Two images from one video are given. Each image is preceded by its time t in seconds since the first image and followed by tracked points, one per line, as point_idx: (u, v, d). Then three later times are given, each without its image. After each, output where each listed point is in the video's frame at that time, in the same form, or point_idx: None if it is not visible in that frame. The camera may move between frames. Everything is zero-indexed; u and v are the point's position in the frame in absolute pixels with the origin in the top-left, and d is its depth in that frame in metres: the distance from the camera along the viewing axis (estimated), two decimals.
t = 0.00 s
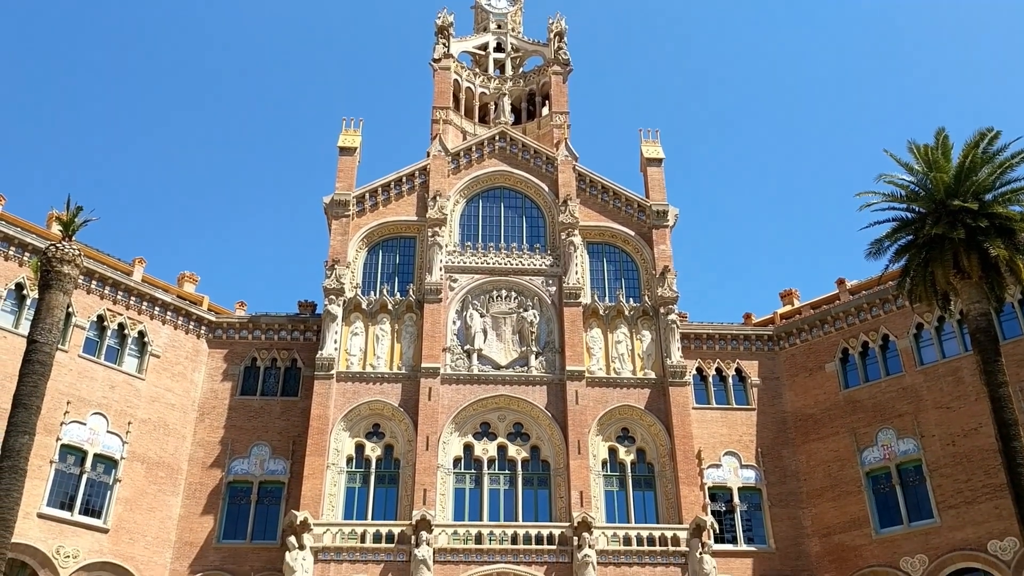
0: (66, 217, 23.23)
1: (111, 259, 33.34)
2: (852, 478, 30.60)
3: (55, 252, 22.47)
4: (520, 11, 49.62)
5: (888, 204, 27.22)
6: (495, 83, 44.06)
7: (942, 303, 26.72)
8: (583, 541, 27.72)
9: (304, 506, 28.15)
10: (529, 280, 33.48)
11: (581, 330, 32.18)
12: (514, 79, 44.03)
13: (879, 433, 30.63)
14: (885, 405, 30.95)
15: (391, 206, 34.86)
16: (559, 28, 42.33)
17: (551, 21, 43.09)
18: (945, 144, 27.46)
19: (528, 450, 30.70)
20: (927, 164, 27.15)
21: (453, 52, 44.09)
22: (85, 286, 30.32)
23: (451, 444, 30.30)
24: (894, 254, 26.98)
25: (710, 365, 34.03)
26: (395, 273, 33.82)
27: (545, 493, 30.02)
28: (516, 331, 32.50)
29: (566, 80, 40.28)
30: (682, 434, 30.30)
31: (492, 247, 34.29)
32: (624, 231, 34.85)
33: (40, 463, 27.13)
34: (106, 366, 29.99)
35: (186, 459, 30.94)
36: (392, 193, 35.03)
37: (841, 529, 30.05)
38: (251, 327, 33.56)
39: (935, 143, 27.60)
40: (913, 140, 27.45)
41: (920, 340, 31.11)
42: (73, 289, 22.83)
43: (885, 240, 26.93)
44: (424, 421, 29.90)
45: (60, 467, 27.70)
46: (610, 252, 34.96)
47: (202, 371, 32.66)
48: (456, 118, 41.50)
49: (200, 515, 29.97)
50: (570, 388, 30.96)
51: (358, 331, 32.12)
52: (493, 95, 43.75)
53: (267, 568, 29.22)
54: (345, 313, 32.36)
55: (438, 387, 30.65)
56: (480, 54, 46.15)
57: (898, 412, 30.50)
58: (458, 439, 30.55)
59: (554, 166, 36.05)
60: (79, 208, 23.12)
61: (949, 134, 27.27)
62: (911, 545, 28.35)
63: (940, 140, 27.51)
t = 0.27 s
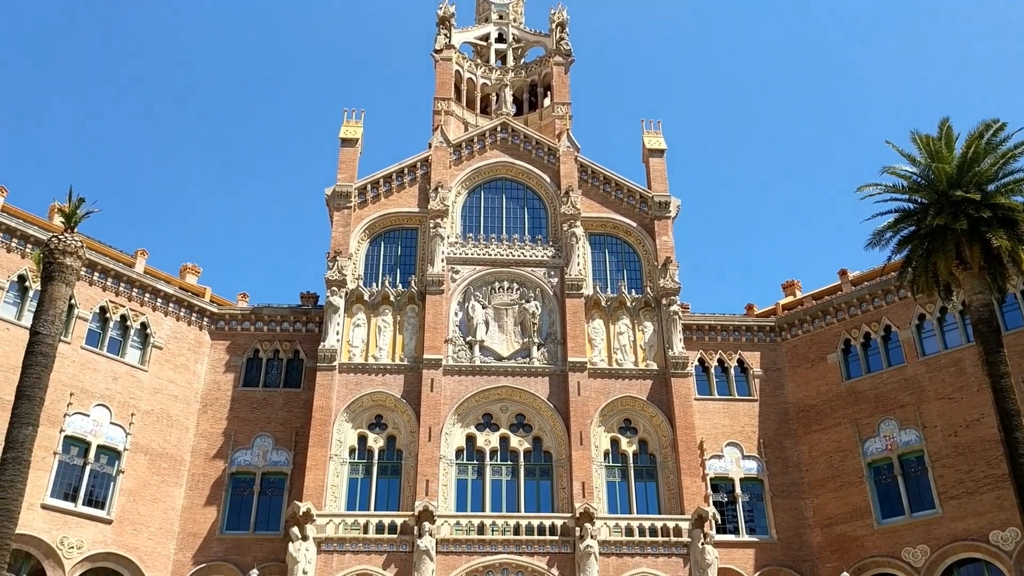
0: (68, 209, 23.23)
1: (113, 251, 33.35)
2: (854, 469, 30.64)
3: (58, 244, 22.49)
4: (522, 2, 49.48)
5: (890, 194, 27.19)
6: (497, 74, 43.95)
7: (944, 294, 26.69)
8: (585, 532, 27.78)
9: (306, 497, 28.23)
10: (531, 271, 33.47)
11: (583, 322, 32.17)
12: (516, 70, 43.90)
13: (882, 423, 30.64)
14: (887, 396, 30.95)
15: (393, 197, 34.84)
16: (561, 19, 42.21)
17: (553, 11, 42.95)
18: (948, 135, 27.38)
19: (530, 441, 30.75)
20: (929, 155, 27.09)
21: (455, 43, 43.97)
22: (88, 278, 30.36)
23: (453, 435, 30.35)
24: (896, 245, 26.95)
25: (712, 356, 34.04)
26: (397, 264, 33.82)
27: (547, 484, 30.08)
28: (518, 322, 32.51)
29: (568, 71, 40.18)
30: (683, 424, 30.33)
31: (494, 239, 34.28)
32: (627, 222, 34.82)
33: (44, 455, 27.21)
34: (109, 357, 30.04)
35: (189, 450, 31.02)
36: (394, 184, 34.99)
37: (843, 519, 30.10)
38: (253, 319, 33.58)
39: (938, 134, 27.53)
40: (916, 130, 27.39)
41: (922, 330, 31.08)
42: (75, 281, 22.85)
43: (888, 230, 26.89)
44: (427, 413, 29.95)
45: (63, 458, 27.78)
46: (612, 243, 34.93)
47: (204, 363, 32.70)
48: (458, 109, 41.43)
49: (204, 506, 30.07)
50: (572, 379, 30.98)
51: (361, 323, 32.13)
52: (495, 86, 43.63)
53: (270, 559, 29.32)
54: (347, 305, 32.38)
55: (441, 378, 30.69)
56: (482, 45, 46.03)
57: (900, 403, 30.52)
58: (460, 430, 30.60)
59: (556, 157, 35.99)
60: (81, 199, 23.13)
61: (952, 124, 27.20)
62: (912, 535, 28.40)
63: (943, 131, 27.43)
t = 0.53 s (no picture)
0: (70, 201, 23.22)
1: (115, 243, 33.35)
2: (855, 461, 30.66)
3: (59, 236, 22.47)
4: None
5: (893, 186, 27.14)
6: (499, 66, 43.87)
7: (946, 286, 26.65)
8: (587, 524, 27.81)
9: (309, 489, 28.27)
10: (533, 263, 33.46)
11: (585, 314, 32.17)
12: (518, 61, 43.83)
13: (883, 415, 30.65)
14: (889, 388, 30.95)
15: (395, 189, 34.81)
16: (563, 10, 42.10)
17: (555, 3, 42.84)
18: (952, 126, 27.31)
19: (532, 433, 30.78)
20: (933, 146, 27.03)
21: (456, 35, 43.88)
22: (90, 270, 30.38)
23: (455, 427, 30.38)
24: (899, 237, 26.92)
25: (714, 348, 34.04)
26: (399, 256, 33.82)
27: (549, 476, 30.12)
28: (520, 314, 32.51)
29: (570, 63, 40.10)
30: (685, 416, 30.34)
31: (496, 231, 34.27)
32: (628, 214, 34.79)
33: (47, 447, 27.27)
34: (111, 350, 30.08)
35: (191, 442, 31.07)
36: (395, 176, 34.96)
37: (845, 511, 30.13)
38: (255, 311, 33.59)
39: (942, 125, 27.46)
40: (919, 121, 27.31)
41: (924, 322, 31.06)
42: (77, 273, 22.84)
43: (890, 222, 26.86)
44: (429, 404, 29.98)
45: (66, 451, 27.84)
46: (614, 235, 34.91)
47: (206, 355, 32.74)
48: (460, 101, 41.38)
49: (206, 498, 30.14)
50: (574, 371, 30.99)
51: (362, 315, 32.14)
52: (497, 78, 43.54)
53: (272, 551, 29.40)
54: (349, 297, 32.38)
55: (443, 371, 30.72)
56: (483, 37, 45.94)
57: (902, 394, 30.52)
58: (462, 422, 30.62)
59: (557, 149, 35.93)
60: (83, 192, 23.11)
61: (956, 115, 27.11)
62: (914, 527, 28.43)
63: (947, 122, 27.36)
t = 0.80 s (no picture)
0: (71, 193, 23.20)
1: (116, 235, 33.35)
2: (856, 452, 30.70)
3: (60, 227, 22.46)
4: None
5: (894, 177, 27.09)
6: (500, 56, 43.75)
7: (947, 277, 26.65)
8: (588, 514, 27.86)
9: (310, 481, 28.33)
10: (534, 255, 33.44)
11: (586, 305, 32.16)
12: (519, 52, 43.72)
13: (884, 406, 30.67)
14: (889, 379, 30.97)
15: (395, 180, 34.77)
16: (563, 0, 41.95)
17: None
18: (954, 117, 27.26)
19: (533, 425, 30.82)
20: (934, 137, 26.98)
21: (457, 25, 43.75)
22: (91, 262, 30.39)
23: (457, 418, 30.41)
24: (900, 228, 26.91)
25: (715, 339, 34.05)
26: (400, 248, 33.81)
27: (550, 467, 30.17)
28: (521, 306, 32.52)
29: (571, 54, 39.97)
30: (686, 408, 30.37)
31: (497, 222, 34.25)
32: (629, 205, 34.76)
33: (49, 438, 27.33)
34: (113, 341, 30.11)
35: (193, 433, 31.12)
36: (396, 167, 34.92)
37: (845, 502, 30.19)
38: (256, 303, 33.60)
39: (944, 116, 27.40)
40: (921, 112, 27.25)
41: (925, 314, 31.05)
42: (78, 265, 22.83)
43: (892, 213, 26.84)
44: (430, 396, 30.02)
45: (68, 442, 27.89)
46: (615, 227, 34.88)
47: (208, 346, 32.76)
48: (461, 92, 41.30)
49: (208, 489, 30.22)
50: (574, 362, 31.00)
51: (363, 307, 32.15)
52: (497, 69, 43.44)
53: (274, 542, 29.48)
54: (350, 288, 32.37)
55: (444, 362, 30.75)
56: (484, 28, 45.81)
57: (903, 385, 30.55)
58: (463, 413, 30.65)
59: (558, 140, 35.86)
60: (83, 184, 23.06)
61: (958, 106, 27.05)
62: (914, 517, 28.48)
63: (949, 113, 27.30)
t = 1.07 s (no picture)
0: (70, 184, 23.17)
1: (116, 226, 33.32)
2: (855, 443, 30.74)
3: (60, 218, 22.45)
4: None
5: (895, 169, 27.07)
6: (500, 47, 43.66)
7: (947, 269, 26.65)
8: (588, 505, 27.92)
9: (310, 471, 28.37)
10: (534, 246, 33.42)
11: (586, 297, 32.15)
12: (519, 43, 43.63)
13: (884, 398, 30.70)
14: (889, 370, 30.99)
15: (395, 172, 34.73)
16: None
17: None
18: (954, 108, 27.20)
19: (533, 416, 30.85)
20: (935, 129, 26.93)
21: (457, 16, 43.65)
22: (91, 253, 30.38)
23: (457, 409, 30.44)
24: (900, 219, 26.90)
25: (715, 331, 34.06)
26: (400, 239, 33.79)
27: (550, 458, 30.22)
28: (521, 297, 32.52)
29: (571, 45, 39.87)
30: (686, 399, 30.40)
31: (497, 213, 34.22)
32: (630, 196, 34.72)
33: (50, 429, 27.36)
34: (113, 332, 30.12)
35: (193, 424, 31.16)
36: (396, 158, 34.87)
37: (845, 493, 30.24)
38: (257, 294, 33.60)
39: (944, 107, 27.34)
40: (922, 103, 27.19)
41: (925, 305, 31.05)
42: (78, 256, 22.82)
43: (892, 205, 26.83)
44: (430, 387, 30.05)
45: (69, 433, 27.93)
46: (615, 218, 34.87)
47: (208, 338, 32.78)
48: (461, 83, 41.23)
49: (209, 480, 30.27)
50: (574, 354, 31.01)
51: (363, 298, 32.15)
52: (497, 60, 43.34)
53: (275, 532, 29.55)
54: (350, 280, 32.37)
55: (444, 354, 30.77)
56: (484, 18, 45.70)
57: (902, 377, 30.57)
58: (463, 404, 30.67)
59: (558, 132, 35.80)
60: (83, 174, 23.03)
61: (959, 97, 27.00)
62: (914, 509, 28.53)
63: (949, 104, 27.24)
